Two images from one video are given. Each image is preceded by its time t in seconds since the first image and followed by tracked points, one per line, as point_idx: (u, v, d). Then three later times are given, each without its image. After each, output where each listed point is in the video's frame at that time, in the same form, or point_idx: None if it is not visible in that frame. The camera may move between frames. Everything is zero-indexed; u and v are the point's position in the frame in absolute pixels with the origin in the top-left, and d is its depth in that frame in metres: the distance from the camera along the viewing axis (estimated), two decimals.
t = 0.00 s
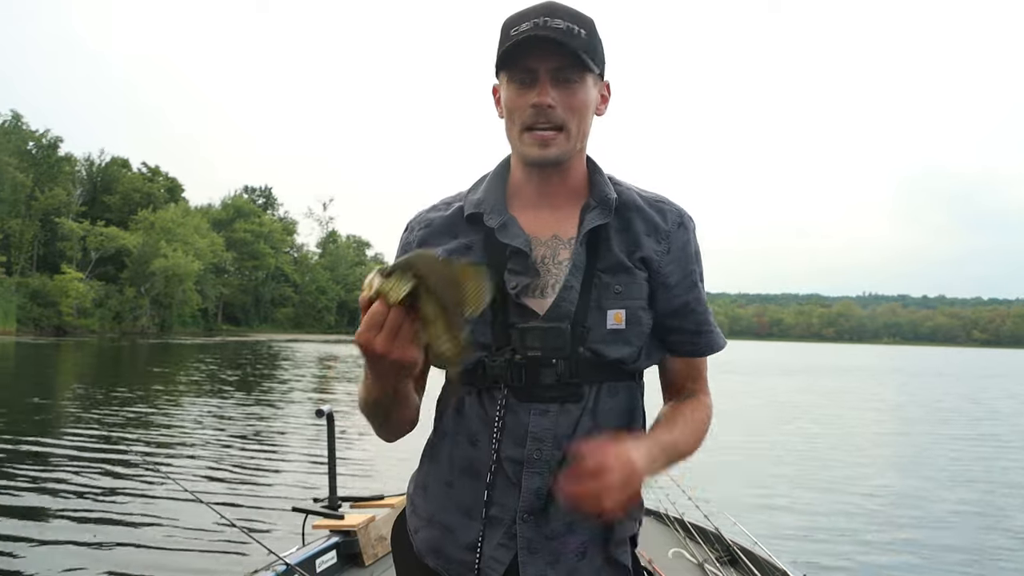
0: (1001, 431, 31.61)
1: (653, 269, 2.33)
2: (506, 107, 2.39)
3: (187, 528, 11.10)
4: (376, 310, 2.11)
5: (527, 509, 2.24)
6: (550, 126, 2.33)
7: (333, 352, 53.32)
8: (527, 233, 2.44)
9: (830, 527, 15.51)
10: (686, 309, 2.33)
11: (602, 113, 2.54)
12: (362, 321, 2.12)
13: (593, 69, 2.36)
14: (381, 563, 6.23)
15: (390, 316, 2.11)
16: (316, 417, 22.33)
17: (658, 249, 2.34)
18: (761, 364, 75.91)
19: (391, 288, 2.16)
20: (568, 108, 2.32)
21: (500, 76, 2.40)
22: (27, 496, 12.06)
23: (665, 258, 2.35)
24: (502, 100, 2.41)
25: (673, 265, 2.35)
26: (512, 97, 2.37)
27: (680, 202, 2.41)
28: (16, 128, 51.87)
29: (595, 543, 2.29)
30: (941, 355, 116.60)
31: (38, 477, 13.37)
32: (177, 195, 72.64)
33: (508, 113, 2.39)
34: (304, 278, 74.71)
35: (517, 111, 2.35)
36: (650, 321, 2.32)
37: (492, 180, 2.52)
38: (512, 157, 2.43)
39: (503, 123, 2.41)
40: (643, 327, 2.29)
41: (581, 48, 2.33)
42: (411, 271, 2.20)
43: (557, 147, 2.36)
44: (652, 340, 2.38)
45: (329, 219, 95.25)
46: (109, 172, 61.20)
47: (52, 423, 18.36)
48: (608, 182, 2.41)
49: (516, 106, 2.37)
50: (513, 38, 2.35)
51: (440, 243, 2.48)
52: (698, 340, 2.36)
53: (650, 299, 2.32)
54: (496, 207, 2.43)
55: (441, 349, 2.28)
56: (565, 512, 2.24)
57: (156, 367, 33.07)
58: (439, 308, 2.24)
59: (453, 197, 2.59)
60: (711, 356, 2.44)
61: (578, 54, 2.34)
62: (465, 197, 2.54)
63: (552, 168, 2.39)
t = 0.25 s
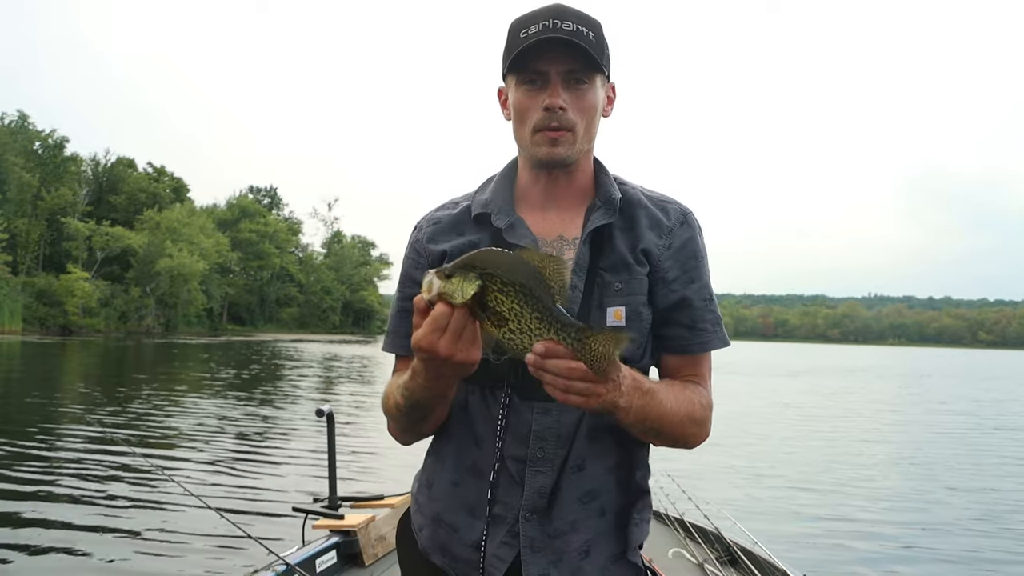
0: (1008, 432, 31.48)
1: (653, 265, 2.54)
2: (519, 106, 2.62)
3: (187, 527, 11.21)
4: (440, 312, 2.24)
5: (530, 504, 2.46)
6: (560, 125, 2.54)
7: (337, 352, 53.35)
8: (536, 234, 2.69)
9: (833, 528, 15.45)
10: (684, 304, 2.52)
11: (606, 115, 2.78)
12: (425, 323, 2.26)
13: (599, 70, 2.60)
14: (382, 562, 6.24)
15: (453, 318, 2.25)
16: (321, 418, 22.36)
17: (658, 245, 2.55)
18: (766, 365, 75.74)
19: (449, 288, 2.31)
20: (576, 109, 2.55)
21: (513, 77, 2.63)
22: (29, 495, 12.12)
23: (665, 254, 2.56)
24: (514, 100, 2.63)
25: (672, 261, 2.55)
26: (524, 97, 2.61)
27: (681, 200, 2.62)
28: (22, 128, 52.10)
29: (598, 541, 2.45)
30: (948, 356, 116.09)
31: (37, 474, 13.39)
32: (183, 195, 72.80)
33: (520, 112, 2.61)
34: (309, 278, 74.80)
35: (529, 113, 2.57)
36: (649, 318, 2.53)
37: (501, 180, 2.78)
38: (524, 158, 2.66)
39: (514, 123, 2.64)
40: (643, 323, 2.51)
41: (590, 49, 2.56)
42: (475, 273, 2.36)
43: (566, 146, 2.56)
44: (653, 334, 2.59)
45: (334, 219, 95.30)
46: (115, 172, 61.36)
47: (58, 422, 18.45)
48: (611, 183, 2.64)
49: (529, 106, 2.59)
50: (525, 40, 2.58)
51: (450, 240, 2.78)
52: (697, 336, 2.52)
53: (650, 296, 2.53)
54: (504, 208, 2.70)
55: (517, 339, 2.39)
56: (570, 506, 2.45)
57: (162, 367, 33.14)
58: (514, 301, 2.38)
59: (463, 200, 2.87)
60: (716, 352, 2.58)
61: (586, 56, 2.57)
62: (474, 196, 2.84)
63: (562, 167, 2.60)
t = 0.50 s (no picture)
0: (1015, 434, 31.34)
1: (655, 265, 2.54)
2: (514, 110, 2.63)
3: (186, 528, 11.18)
4: (453, 320, 2.26)
5: (534, 502, 2.47)
6: (556, 129, 2.56)
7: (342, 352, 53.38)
8: (539, 237, 2.70)
9: (838, 530, 15.39)
10: (687, 304, 2.53)
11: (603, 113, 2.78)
12: (437, 330, 2.27)
13: (593, 70, 2.59)
14: (382, 562, 6.24)
15: (466, 327, 2.26)
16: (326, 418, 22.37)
17: (659, 243, 2.56)
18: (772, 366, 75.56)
19: (463, 298, 2.35)
20: (572, 111, 2.56)
21: (507, 82, 2.64)
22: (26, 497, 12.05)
23: (667, 252, 2.55)
24: (510, 104, 2.64)
25: (673, 259, 2.55)
26: (518, 102, 2.62)
27: (683, 198, 2.62)
28: (28, 128, 52.27)
29: (604, 541, 2.44)
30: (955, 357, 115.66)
31: (34, 476, 13.27)
32: (188, 195, 72.93)
33: (516, 117, 2.62)
34: (315, 278, 74.89)
35: (525, 116, 2.59)
36: (652, 317, 2.53)
37: (502, 184, 2.79)
38: (524, 162, 2.68)
39: (511, 128, 2.65)
40: (647, 323, 2.52)
41: (583, 51, 2.55)
42: (488, 283, 2.41)
43: (563, 150, 2.58)
44: (656, 335, 2.59)
45: (340, 219, 95.42)
46: (121, 172, 61.47)
47: (64, 422, 18.50)
48: (612, 182, 2.64)
49: (524, 110, 2.60)
50: (515, 45, 2.58)
51: (452, 245, 2.80)
52: (701, 334, 2.52)
53: (653, 296, 2.54)
54: (505, 210, 2.72)
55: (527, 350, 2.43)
56: (574, 506, 2.44)
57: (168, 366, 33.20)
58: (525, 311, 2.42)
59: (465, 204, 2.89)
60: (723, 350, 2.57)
61: (580, 56, 2.58)
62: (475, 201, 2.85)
63: (561, 170, 2.63)
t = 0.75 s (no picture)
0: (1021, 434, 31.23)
1: (656, 264, 2.55)
2: (517, 115, 2.63)
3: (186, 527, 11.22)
4: (451, 316, 2.24)
5: (534, 498, 2.48)
6: (560, 134, 2.56)
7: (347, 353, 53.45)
8: (541, 235, 2.71)
9: (842, 531, 15.36)
10: (689, 302, 2.53)
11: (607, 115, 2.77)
12: (434, 326, 2.26)
13: (597, 75, 2.59)
14: (382, 563, 6.24)
15: (465, 322, 2.25)
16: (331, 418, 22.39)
17: (660, 243, 2.56)
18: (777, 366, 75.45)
19: (460, 291, 2.36)
20: (576, 117, 2.56)
21: (510, 87, 2.63)
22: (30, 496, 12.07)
23: (668, 251, 2.56)
24: (514, 109, 2.64)
25: (675, 258, 2.55)
26: (523, 107, 2.61)
27: (685, 198, 2.61)
28: (35, 129, 52.42)
29: (606, 539, 2.44)
30: (962, 356, 115.18)
31: (33, 476, 13.24)
32: (194, 195, 73.07)
33: (519, 122, 2.62)
34: (320, 278, 75.00)
35: (528, 121, 2.59)
36: (655, 315, 2.54)
37: (505, 184, 2.79)
38: (527, 163, 2.68)
39: (515, 131, 2.65)
40: (649, 321, 2.52)
41: (587, 58, 2.55)
42: (486, 274, 2.40)
43: (567, 154, 2.58)
44: (658, 333, 2.59)
45: (345, 219, 95.57)
46: (127, 173, 61.61)
47: (69, 421, 18.56)
48: (615, 181, 2.65)
49: (527, 115, 2.61)
50: (519, 51, 2.58)
51: (455, 243, 2.81)
52: (704, 333, 2.51)
53: (655, 295, 2.54)
54: (507, 209, 2.73)
55: (535, 334, 2.39)
56: (575, 505, 2.44)
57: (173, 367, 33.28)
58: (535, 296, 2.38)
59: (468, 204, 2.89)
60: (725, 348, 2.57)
61: (584, 62, 2.57)
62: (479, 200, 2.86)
63: (565, 171, 2.63)
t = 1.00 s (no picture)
0: None
1: (659, 265, 2.58)
2: (526, 108, 2.63)
3: (186, 527, 11.25)
4: (454, 311, 2.25)
5: (537, 498, 2.47)
6: (570, 128, 2.56)
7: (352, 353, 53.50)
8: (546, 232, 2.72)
9: (846, 533, 15.33)
10: (689, 304, 2.55)
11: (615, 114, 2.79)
12: (434, 324, 2.25)
13: (606, 71, 2.60)
14: (382, 562, 6.25)
15: (468, 318, 2.25)
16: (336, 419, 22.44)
17: (664, 243, 2.59)
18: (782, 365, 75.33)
19: (462, 284, 2.42)
20: (584, 111, 2.56)
21: (520, 79, 2.64)
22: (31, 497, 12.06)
23: (673, 252, 2.58)
24: (522, 102, 2.65)
25: (679, 260, 2.58)
26: (531, 101, 2.62)
27: (689, 200, 2.63)
28: (41, 130, 52.57)
29: (609, 541, 2.44)
30: (968, 355, 114.80)
31: (32, 478, 13.20)
32: (199, 196, 73.21)
33: (528, 115, 2.62)
34: (325, 279, 75.08)
35: (536, 116, 2.60)
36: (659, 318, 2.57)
37: (510, 180, 2.80)
38: (534, 159, 2.68)
39: (523, 126, 2.65)
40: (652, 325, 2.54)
41: (598, 53, 2.57)
42: (490, 264, 2.45)
43: (576, 148, 2.57)
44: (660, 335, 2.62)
45: (350, 219, 95.68)
46: (132, 173, 61.74)
47: (76, 421, 18.66)
48: (619, 181, 2.67)
49: (535, 109, 2.61)
50: (532, 44, 2.58)
51: (459, 237, 2.80)
52: (707, 336, 2.53)
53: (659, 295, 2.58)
54: (512, 205, 2.73)
55: (545, 317, 2.46)
56: (577, 506, 2.44)
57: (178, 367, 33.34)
58: (551, 276, 2.47)
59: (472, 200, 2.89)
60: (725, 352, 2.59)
61: (595, 60, 2.59)
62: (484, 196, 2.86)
63: (572, 167, 2.62)
